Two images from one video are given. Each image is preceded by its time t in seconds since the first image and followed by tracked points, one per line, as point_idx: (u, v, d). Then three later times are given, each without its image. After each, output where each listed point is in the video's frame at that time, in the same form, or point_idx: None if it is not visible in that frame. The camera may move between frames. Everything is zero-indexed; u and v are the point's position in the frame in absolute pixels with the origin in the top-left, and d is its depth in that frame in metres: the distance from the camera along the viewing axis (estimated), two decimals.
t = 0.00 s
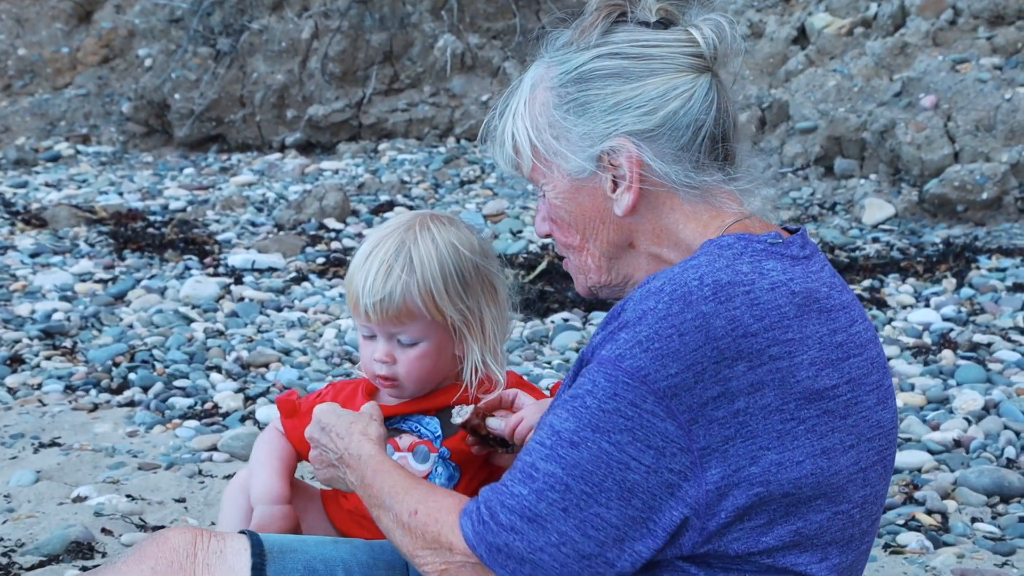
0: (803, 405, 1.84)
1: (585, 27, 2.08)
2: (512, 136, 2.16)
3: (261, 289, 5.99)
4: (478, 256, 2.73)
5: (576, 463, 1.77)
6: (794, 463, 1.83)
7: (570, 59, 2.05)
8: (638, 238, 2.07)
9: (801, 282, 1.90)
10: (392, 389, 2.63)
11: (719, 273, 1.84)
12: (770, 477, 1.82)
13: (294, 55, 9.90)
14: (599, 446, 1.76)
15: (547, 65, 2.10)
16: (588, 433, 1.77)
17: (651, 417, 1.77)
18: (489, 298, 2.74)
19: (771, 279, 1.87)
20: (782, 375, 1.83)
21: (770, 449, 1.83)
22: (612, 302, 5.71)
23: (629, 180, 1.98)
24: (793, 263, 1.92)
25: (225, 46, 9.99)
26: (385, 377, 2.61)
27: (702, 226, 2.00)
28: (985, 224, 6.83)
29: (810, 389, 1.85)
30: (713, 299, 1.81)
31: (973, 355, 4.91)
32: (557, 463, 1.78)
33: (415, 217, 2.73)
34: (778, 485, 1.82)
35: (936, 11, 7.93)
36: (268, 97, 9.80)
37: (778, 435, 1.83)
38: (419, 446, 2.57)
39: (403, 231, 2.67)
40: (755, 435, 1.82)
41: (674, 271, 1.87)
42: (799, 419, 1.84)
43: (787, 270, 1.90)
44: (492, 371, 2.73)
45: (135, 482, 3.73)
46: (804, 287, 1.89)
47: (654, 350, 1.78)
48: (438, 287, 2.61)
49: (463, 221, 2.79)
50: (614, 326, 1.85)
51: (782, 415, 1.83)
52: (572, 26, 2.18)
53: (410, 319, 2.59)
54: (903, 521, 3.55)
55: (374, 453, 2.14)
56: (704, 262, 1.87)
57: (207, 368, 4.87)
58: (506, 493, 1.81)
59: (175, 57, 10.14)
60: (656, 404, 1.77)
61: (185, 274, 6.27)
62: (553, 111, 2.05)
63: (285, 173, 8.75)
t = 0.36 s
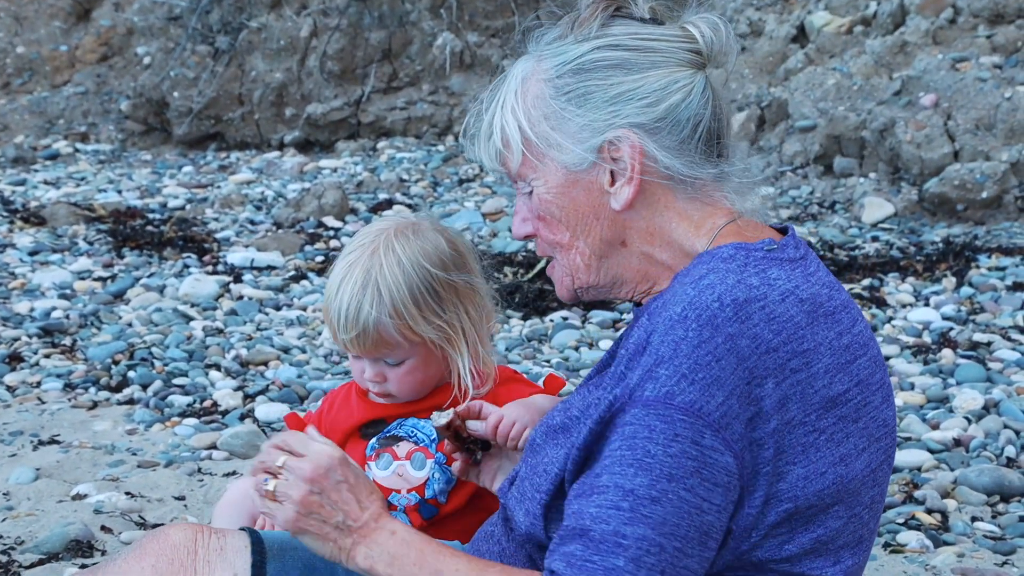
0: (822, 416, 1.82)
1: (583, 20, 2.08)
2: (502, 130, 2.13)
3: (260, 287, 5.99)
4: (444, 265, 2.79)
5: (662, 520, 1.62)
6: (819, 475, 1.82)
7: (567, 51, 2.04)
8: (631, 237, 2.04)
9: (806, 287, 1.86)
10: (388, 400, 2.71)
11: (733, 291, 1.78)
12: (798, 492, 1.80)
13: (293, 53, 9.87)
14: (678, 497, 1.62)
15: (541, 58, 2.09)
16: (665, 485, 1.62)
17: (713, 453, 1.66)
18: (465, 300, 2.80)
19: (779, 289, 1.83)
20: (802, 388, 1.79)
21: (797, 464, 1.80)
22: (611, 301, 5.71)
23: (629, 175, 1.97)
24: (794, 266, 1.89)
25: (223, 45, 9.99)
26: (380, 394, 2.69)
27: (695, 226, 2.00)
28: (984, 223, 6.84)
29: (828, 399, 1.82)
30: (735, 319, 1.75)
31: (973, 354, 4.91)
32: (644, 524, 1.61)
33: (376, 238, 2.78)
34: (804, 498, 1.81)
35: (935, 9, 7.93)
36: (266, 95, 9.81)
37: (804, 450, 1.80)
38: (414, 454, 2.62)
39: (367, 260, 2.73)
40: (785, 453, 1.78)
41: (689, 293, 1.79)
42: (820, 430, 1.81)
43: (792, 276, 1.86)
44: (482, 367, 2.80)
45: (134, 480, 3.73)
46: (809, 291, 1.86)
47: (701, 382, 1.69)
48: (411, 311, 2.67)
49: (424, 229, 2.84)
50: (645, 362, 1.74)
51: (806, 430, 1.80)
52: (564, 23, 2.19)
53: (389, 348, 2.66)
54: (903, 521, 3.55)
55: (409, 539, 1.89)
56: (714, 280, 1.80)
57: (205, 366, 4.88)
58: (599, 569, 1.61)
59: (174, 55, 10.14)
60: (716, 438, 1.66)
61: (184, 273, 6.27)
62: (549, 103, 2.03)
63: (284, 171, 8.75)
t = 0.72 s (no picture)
0: (837, 430, 1.83)
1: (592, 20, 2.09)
2: (510, 129, 2.14)
3: (259, 285, 5.99)
4: (406, 279, 2.80)
5: (665, 540, 1.65)
6: (836, 490, 1.83)
7: (577, 52, 2.05)
8: (639, 240, 2.06)
9: (824, 299, 1.86)
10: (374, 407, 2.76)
11: (753, 310, 1.78)
12: (816, 509, 1.82)
13: (291, 52, 9.87)
14: (683, 519, 1.66)
15: (550, 57, 2.10)
16: (672, 505, 1.66)
17: (722, 476, 1.68)
18: (432, 310, 2.82)
19: (798, 303, 1.82)
20: (819, 405, 1.80)
21: (815, 481, 1.81)
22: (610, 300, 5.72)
23: (638, 180, 1.98)
24: (811, 278, 1.89)
25: (222, 43, 10.00)
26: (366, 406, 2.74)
27: (705, 230, 2.02)
28: (984, 222, 6.85)
29: (845, 413, 1.83)
30: (754, 340, 1.75)
31: (973, 354, 4.92)
32: (645, 544, 1.65)
33: (334, 266, 2.80)
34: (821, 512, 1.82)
35: (935, 8, 7.94)
36: (265, 94, 9.81)
37: (821, 465, 1.81)
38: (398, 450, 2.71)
39: (328, 290, 2.76)
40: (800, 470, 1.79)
41: (708, 311, 1.79)
42: (837, 445, 1.83)
43: (810, 289, 1.86)
44: (460, 366, 2.82)
45: (133, 477, 3.74)
46: (827, 304, 1.86)
47: (715, 404, 1.70)
48: (375, 334, 2.69)
49: (382, 247, 2.85)
50: (660, 378, 1.75)
51: (822, 446, 1.81)
52: (574, 19, 2.19)
53: (362, 373, 2.69)
54: (903, 520, 3.56)
55: None
56: (733, 297, 1.80)
57: (205, 364, 4.89)
58: None
59: (172, 54, 10.14)
60: (725, 461, 1.68)
61: (182, 271, 6.28)
62: (557, 104, 2.04)
63: (282, 170, 8.76)
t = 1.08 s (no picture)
0: (848, 427, 1.83)
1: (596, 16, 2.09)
2: (517, 129, 2.14)
3: (264, 284, 6.00)
4: (388, 282, 2.77)
5: (684, 539, 1.66)
6: (847, 487, 1.83)
7: (582, 48, 2.05)
8: (648, 237, 2.05)
9: (833, 295, 1.87)
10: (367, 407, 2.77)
11: (765, 306, 1.77)
12: (828, 506, 1.82)
13: (296, 51, 9.87)
14: (703, 517, 1.66)
15: (556, 55, 2.10)
16: (689, 505, 1.66)
17: (739, 472, 1.68)
18: (417, 311, 2.78)
19: (808, 299, 1.82)
20: (830, 401, 1.80)
21: (826, 478, 1.81)
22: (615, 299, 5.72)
23: (647, 177, 1.98)
24: (819, 274, 1.89)
25: (227, 42, 10.00)
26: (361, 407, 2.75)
27: (714, 226, 2.02)
28: (990, 221, 6.84)
29: (855, 409, 1.83)
30: (766, 336, 1.75)
31: (979, 353, 4.91)
32: (666, 543, 1.66)
33: (317, 274, 2.78)
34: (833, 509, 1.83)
35: (941, 7, 7.93)
36: (270, 92, 9.82)
37: (832, 462, 1.81)
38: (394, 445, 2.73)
39: (311, 299, 2.74)
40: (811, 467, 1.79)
41: (720, 308, 1.79)
42: (847, 442, 1.83)
43: (819, 284, 1.86)
44: (450, 367, 2.80)
45: (138, 475, 3.75)
46: (836, 299, 1.86)
47: (730, 401, 1.69)
48: (359, 339, 2.67)
49: (364, 251, 2.82)
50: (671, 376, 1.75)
51: (832, 443, 1.81)
52: (578, 18, 2.19)
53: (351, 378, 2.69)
54: (908, 519, 3.56)
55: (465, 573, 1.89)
56: (744, 294, 1.80)
57: (210, 363, 4.89)
58: None
59: (178, 53, 10.15)
60: (742, 458, 1.69)
61: (188, 269, 6.29)
62: (565, 101, 2.04)
63: (287, 168, 8.76)
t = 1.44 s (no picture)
0: (851, 423, 1.82)
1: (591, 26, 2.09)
2: (520, 137, 2.15)
3: (270, 282, 6.00)
4: (372, 305, 2.83)
5: (658, 518, 1.67)
6: (848, 484, 1.82)
7: (576, 58, 2.06)
8: (654, 240, 2.06)
9: (842, 292, 1.87)
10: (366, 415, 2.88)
11: (770, 302, 1.79)
12: (831, 501, 1.82)
13: (303, 48, 9.88)
14: (678, 498, 1.67)
15: (554, 64, 2.10)
16: (665, 485, 1.67)
17: (725, 460, 1.69)
18: (403, 331, 2.83)
19: (817, 297, 1.83)
20: (834, 398, 1.80)
21: (827, 473, 1.81)
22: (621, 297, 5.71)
23: (644, 183, 1.98)
24: (829, 271, 1.89)
25: (233, 39, 10.01)
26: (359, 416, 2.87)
27: (720, 225, 2.02)
28: (997, 219, 6.81)
29: (859, 407, 1.83)
30: (770, 331, 1.76)
31: (986, 351, 4.91)
32: (639, 520, 1.67)
33: (306, 299, 2.88)
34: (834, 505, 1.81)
35: (949, 5, 7.93)
36: (276, 90, 9.83)
37: (833, 458, 1.81)
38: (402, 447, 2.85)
39: (298, 326, 2.84)
40: (812, 464, 1.79)
41: (726, 302, 1.81)
42: (851, 439, 1.82)
43: (828, 282, 1.87)
44: (440, 384, 2.84)
45: (145, 472, 3.75)
46: (846, 298, 1.87)
47: (723, 392, 1.71)
48: (345, 366, 2.76)
49: (349, 274, 2.89)
50: (671, 364, 1.77)
51: (835, 439, 1.81)
52: (577, 23, 2.19)
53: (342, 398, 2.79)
54: (914, 517, 3.56)
55: (409, 497, 2.02)
56: (751, 289, 1.82)
57: (216, 360, 4.90)
58: (582, 555, 1.67)
59: (184, 50, 10.16)
60: (728, 447, 1.69)
61: (194, 267, 6.29)
62: (561, 113, 2.05)
63: (293, 166, 8.77)
